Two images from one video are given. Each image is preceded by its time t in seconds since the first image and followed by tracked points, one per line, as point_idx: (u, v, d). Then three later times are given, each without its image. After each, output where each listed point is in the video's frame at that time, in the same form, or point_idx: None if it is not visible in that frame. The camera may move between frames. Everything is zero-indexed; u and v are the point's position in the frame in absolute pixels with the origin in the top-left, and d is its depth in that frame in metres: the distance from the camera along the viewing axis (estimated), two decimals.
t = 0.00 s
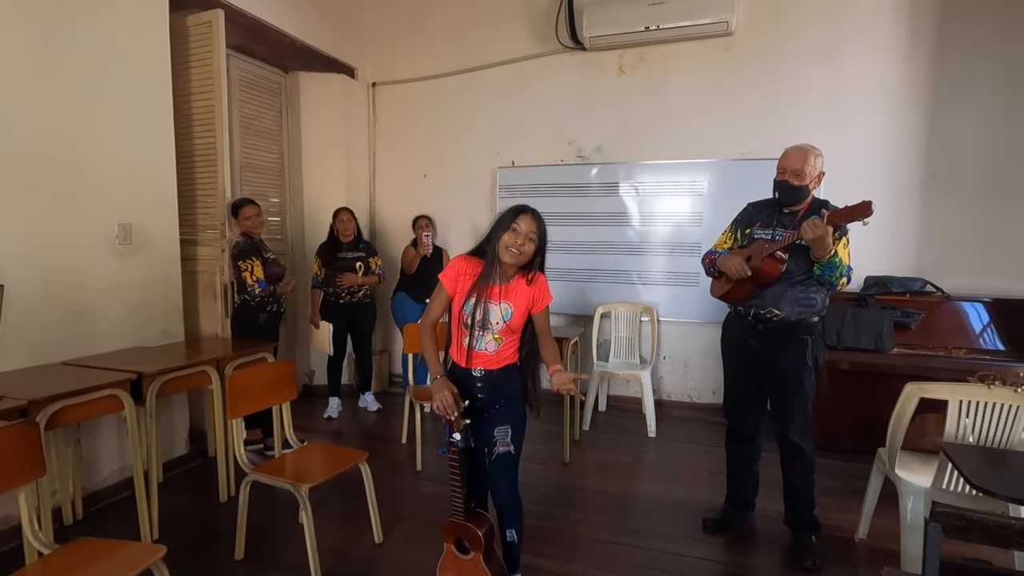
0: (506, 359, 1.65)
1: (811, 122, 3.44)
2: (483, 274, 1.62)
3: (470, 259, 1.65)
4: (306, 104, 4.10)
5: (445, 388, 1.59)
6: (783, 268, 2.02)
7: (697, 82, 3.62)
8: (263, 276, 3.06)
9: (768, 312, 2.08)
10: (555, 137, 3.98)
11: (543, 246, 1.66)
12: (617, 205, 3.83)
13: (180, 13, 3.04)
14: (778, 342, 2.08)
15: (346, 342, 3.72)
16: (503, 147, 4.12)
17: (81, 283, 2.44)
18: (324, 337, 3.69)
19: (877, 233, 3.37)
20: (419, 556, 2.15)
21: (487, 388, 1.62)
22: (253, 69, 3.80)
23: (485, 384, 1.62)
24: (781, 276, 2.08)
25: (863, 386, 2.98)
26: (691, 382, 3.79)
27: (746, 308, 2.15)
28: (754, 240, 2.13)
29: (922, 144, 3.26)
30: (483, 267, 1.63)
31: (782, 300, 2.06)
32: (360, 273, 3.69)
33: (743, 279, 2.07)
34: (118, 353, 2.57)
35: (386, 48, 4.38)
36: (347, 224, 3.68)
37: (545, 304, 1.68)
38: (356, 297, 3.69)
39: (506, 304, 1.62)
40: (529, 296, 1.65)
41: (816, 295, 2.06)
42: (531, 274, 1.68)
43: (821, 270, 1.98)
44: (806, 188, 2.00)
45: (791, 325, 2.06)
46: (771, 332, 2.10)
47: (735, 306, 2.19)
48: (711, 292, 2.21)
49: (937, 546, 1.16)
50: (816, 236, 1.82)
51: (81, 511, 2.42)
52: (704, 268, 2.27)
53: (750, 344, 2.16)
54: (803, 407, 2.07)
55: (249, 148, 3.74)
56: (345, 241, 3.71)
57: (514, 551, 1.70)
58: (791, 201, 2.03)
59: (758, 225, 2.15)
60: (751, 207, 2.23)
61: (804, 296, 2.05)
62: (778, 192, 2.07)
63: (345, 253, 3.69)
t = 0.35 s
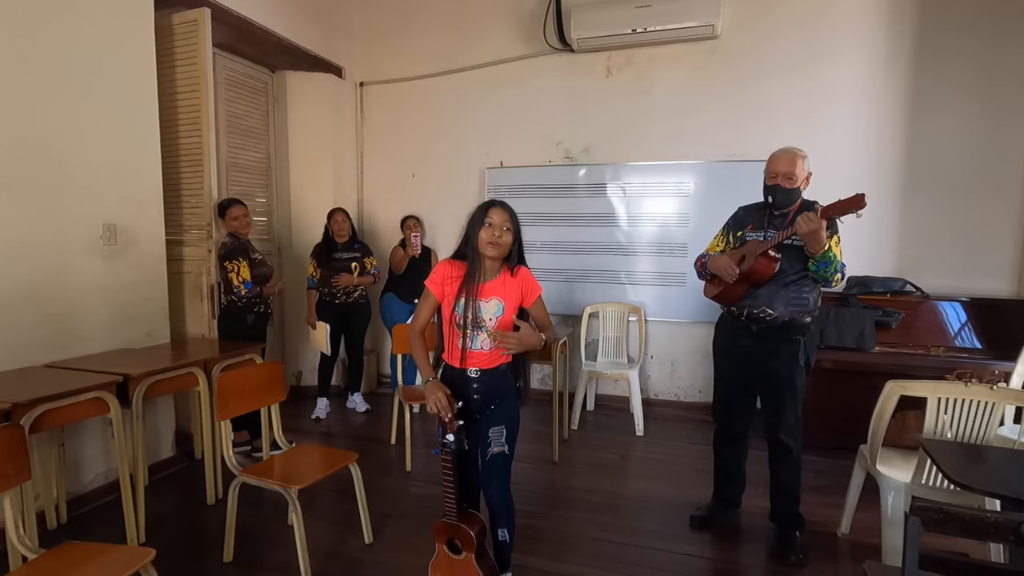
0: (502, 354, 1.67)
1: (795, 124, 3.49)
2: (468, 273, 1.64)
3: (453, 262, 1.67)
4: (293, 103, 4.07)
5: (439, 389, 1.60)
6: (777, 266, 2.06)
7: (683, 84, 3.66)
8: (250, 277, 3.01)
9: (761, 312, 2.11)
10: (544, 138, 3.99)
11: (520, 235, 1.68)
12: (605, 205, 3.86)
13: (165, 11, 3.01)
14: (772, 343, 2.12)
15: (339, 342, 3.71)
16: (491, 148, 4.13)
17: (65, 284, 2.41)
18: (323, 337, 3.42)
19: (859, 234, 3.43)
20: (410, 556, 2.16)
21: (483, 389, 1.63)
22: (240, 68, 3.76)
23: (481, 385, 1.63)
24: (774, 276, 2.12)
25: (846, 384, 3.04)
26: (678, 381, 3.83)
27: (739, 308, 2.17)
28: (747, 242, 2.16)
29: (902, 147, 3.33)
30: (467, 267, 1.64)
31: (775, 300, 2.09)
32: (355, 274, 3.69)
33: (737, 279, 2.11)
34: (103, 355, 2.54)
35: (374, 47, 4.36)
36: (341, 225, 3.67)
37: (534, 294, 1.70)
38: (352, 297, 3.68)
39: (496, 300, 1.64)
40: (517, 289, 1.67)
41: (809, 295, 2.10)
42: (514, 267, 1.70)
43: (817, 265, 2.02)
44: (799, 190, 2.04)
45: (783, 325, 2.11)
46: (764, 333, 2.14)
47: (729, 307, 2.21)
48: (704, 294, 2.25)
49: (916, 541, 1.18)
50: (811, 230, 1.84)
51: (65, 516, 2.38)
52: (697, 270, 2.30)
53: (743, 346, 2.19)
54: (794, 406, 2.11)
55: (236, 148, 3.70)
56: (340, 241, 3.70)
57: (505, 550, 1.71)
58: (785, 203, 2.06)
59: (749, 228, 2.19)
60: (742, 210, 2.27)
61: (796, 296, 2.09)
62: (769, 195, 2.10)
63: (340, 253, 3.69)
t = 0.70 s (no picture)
0: (496, 347, 1.66)
1: (779, 125, 3.53)
2: (450, 271, 1.62)
3: (433, 264, 1.65)
4: (278, 101, 4.02)
5: (431, 391, 1.58)
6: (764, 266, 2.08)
7: (670, 85, 3.68)
8: (235, 276, 3.01)
9: (750, 310, 2.12)
10: (532, 137, 3.99)
11: (491, 225, 1.67)
12: (593, 205, 3.87)
13: (147, 7, 2.95)
14: (760, 341, 2.14)
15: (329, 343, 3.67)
16: (479, 147, 4.12)
17: (44, 284, 2.36)
18: (313, 336, 3.40)
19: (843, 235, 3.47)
20: (399, 557, 2.14)
21: (478, 388, 1.62)
22: (223, 64, 3.71)
23: (476, 384, 1.62)
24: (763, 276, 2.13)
25: (830, 381, 3.08)
26: (666, 379, 3.85)
27: (728, 307, 2.19)
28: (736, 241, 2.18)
29: (884, 148, 3.38)
30: (446, 265, 1.62)
31: (763, 298, 2.11)
32: (346, 273, 3.65)
33: (725, 277, 2.13)
34: (83, 356, 2.49)
35: (360, 45, 4.33)
36: (331, 224, 3.64)
37: (521, 282, 1.66)
38: (341, 297, 3.65)
39: (482, 293, 1.62)
40: (501, 279, 1.65)
41: (797, 294, 2.11)
42: (492, 259, 1.69)
43: (805, 267, 2.03)
44: (786, 188, 2.05)
45: (772, 324, 2.12)
46: (753, 331, 2.15)
47: (718, 306, 2.23)
48: (693, 291, 2.25)
49: (902, 534, 1.17)
50: (799, 236, 1.88)
51: (44, 521, 2.33)
52: (686, 269, 2.32)
53: (732, 344, 2.20)
54: (780, 403, 2.12)
55: (220, 146, 3.65)
56: (331, 240, 3.67)
57: (496, 550, 1.71)
58: (773, 201, 2.08)
59: (738, 226, 2.20)
60: (730, 209, 2.29)
61: (785, 295, 2.10)
62: (757, 194, 2.12)
63: (330, 253, 3.65)
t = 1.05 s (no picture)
0: (482, 339, 1.63)
1: (766, 120, 3.55)
2: (432, 263, 1.60)
3: (415, 258, 1.63)
4: (261, 93, 3.95)
5: (420, 381, 1.56)
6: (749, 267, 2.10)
7: (657, 79, 3.68)
8: (217, 269, 2.93)
9: (735, 302, 2.13)
10: (519, 131, 3.97)
11: (472, 214, 1.64)
12: (580, 199, 3.86)
13: None
14: (745, 332, 2.14)
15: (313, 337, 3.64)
16: (466, 140, 4.09)
17: (19, 277, 2.30)
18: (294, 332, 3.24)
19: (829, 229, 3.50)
20: (385, 552, 2.12)
21: (465, 379, 1.61)
22: (205, 54, 3.64)
23: (463, 375, 1.60)
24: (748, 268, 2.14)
25: (815, 374, 3.10)
26: (653, 373, 3.86)
27: (714, 300, 2.19)
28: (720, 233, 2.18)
29: (869, 143, 3.41)
30: (428, 258, 1.60)
31: (748, 289, 2.11)
32: (329, 267, 3.61)
33: (708, 276, 2.13)
34: (60, 351, 2.43)
35: (346, 37, 4.28)
36: (315, 217, 3.59)
37: (506, 271, 1.63)
38: (325, 291, 3.61)
39: (466, 284, 1.59)
40: (485, 269, 1.62)
41: (781, 284, 2.12)
42: (476, 249, 1.66)
43: (785, 267, 2.06)
44: (764, 178, 2.06)
45: (755, 315, 2.13)
46: (737, 322, 2.16)
47: (703, 299, 2.24)
48: (678, 287, 2.25)
49: (889, 521, 1.17)
50: (783, 250, 1.91)
51: (20, 520, 2.27)
52: (674, 256, 2.30)
53: (717, 336, 2.21)
54: (765, 394, 2.13)
55: (201, 137, 3.58)
56: (313, 234, 3.60)
57: (484, 543, 1.69)
58: (752, 191, 2.09)
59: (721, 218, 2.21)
60: (713, 201, 2.29)
61: (768, 285, 2.11)
62: (737, 185, 2.12)
63: (313, 246, 3.59)
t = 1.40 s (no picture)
0: (480, 342, 1.62)
1: (764, 123, 3.55)
2: (429, 267, 1.59)
3: (411, 261, 1.62)
4: (259, 95, 3.94)
5: (416, 383, 1.54)
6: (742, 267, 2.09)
7: (655, 82, 3.68)
8: (212, 273, 2.90)
9: (730, 305, 2.12)
10: (517, 134, 3.97)
11: (470, 217, 1.63)
12: (579, 202, 3.85)
13: None
14: (740, 335, 2.13)
15: (305, 341, 3.60)
16: (464, 143, 4.08)
17: (13, 280, 2.28)
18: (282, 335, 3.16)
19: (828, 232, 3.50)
20: (382, 557, 2.10)
21: (463, 382, 1.59)
22: (202, 57, 3.63)
23: (461, 378, 1.59)
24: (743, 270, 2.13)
25: (814, 377, 3.10)
26: (652, 376, 3.85)
27: (709, 302, 2.18)
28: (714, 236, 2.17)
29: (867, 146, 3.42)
30: (425, 261, 1.59)
31: (743, 292, 2.11)
32: (320, 270, 3.60)
33: (703, 277, 2.13)
34: (54, 354, 2.41)
35: (344, 40, 4.27)
36: (307, 220, 3.57)
37: (502, 276, 1.62)
38: (316, 295, 3.59)
39: (464, 288, 1.58)
40: (483, 273, 1.61)
41: (776, 287, 2.11)
42: (474, 253, 1.65)
43: (780, 269, 2.05)
44: (756, 180, 2.05)
45: (751, 318, 2.12)
46: (734, 325, 2.15)
47: (699, 301, 2.23)
48: (672, 288, 2.24)
49: (892, 526, 1.16)
50: (776, 246, 1.90)
51: (13, 525, 2.25)
52: (669, 259, 2.29)
53: (713, 338, 2.20)
54: (763, 396, 2.12)
55: (198, 140, 3.57)
56: (305, 237, 3.59)
57: (481, 546, 1.67)
58: (743, 194, 2.08)
59: (715, 221, 2.20)
60: (708, 203, 2.28)
61: (763, 288, 2.10)
62: (730, 188, 2.12)
63: (305, 249, 3.58)
